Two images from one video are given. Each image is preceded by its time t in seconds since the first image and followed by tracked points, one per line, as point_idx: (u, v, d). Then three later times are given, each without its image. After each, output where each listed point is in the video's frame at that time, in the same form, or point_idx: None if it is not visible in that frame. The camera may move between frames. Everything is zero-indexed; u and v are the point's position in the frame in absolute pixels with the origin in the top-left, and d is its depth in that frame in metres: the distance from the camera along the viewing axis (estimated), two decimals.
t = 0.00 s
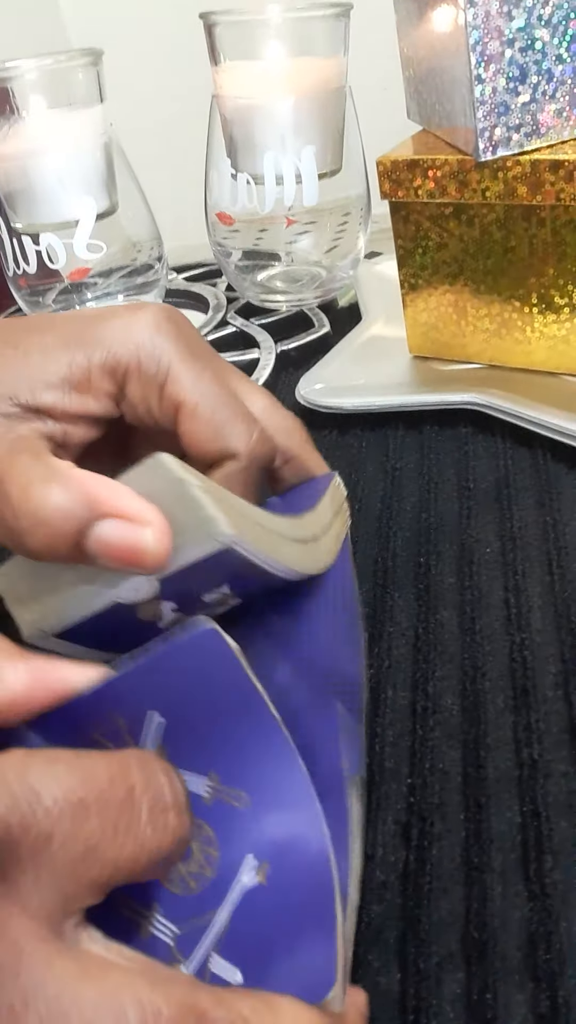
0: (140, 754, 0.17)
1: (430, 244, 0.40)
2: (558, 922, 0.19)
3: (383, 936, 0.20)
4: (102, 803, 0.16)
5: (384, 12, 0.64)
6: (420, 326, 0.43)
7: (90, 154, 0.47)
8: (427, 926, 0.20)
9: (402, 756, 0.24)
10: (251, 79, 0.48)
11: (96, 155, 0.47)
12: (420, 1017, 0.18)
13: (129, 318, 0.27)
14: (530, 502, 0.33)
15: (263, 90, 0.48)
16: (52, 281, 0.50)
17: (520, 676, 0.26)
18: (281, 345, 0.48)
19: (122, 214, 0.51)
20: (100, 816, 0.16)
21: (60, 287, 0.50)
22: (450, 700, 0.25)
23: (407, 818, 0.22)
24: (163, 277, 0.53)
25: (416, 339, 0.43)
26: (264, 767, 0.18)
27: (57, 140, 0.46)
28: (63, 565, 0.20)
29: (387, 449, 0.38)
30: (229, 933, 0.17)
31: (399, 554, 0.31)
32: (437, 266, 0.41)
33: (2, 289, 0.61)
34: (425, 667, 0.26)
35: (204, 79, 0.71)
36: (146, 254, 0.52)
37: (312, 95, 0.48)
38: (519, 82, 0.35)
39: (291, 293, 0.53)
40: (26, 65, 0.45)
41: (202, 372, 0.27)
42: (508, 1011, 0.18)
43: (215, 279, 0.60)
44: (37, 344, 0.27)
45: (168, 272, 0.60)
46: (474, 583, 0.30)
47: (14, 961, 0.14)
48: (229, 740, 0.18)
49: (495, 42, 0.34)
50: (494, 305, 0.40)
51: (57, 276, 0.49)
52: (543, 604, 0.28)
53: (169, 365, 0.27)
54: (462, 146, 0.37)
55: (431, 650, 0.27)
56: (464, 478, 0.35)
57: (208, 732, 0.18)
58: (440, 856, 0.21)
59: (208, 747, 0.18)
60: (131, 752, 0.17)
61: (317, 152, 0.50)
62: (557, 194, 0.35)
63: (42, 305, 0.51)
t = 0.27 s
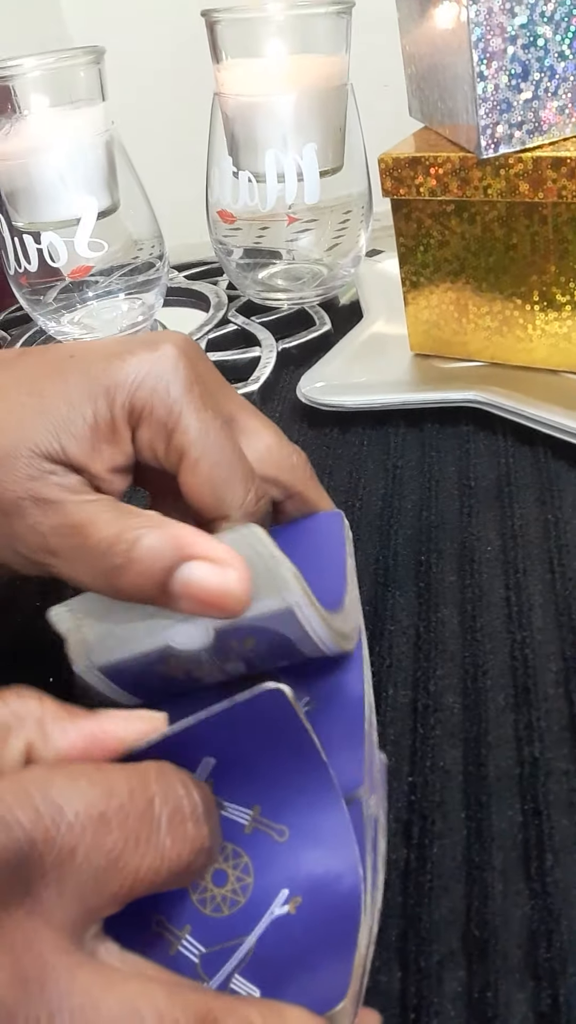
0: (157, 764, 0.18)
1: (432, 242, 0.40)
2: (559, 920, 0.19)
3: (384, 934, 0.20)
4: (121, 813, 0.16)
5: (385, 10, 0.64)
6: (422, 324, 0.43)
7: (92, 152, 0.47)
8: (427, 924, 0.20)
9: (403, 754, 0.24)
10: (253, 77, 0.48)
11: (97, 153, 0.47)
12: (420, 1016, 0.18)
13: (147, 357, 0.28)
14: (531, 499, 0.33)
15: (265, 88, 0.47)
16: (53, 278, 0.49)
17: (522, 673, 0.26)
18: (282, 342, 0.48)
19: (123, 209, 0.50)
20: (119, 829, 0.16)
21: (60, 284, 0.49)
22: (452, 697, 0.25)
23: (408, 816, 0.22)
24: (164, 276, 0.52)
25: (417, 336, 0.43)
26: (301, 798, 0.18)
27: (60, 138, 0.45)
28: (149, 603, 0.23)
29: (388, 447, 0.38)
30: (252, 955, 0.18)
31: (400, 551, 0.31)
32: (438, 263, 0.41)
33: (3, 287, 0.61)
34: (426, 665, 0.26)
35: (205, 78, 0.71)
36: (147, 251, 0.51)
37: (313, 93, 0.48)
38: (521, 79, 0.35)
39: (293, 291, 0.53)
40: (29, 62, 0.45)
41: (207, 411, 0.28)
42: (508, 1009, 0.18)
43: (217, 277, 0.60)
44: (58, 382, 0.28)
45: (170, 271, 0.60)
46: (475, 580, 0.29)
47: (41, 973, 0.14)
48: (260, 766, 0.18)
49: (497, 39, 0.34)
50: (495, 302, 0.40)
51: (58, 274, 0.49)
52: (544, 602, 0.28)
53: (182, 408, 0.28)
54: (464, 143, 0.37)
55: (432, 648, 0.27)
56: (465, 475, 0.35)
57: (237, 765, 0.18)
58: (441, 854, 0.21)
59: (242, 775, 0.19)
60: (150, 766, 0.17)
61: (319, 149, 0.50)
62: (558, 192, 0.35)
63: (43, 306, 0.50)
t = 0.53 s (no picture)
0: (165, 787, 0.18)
1: (430, 239, 0.40)
2: (558, 919, 0.19)
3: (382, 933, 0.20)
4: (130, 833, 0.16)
5: (383, 8, 0.64)
6: (420, 322, 0.43)
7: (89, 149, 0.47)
8: (426, 924, 0.20)
9: (402, 754, 0.24)
10: (250, 75, 0.47)
11: (94, 152, 0.47)
12: (419, 1016, 0.18)
13: (155, 398, 0.27)
14: (529, 497, 0.33)
15: (263, 87, 0.47)
16: (51, 278, 0.49)
17: (520, 671, 0.25)
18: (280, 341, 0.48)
19: (120, 208, 0.50)
20: (128, 849, 0.16)
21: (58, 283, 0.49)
22: (450, 696, 0.25)
23: (407, 816, 0.22)
24: (162, 274, 0.52)
25: (416, 335, 0.43)
26: (309, 808, 0.19)
27: (56, 135, 0.45)
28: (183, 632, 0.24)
29: (386, 445, 0.38)
30: (254, 969, 0.18)
31: (398, 549, 0.31)
32: (436, 261, 0.41)
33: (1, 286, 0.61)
34: (425, 664, 0.26)
35: (203, 77, 0.71)
36: (145, 250, 0.51)
37: (310, 90, 0.48)
38: (519, 76, 0.35)
39: (291, 289, 0.53)
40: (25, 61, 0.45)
41: (223, 451, 0.27)
42: (507, 1008, 0.18)
43: (215, 276, 0.59)
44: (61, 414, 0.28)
45: (168, 270, 0.60)
46: (473, 578, 0.29)
47: (49, 993, 0.14)
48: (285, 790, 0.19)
49: (494, 36, 0.34)
50: (493, 299, 0.40)
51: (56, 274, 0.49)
52: (543, 599, 0.28)
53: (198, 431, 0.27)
54: (461, 140, 0.37)
55: (430, 646, 0.27)
56: (463, 473, 0.35)
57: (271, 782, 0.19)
58: (440, 854, 0.21)
59: (258, 788, 0.19)
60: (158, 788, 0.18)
61: (317, 147, 0.50)
62: (557, 189, 0.35)
63: (42, 306, 0.50)
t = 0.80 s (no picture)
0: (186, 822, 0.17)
1: (430, 238, 0.40)
2: (559, 918, 0.19)
3: (383, 932, 0.20)
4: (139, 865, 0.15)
5: (384, 7, 0.64)
6: (420, 321, 0.42)
7: (89, 147, 0.47)
8: (426, 923, 0.20)
9: (402, 752, 0.24)
10: (251, 74, 0.47)
11: (95, 150, 0.47)
12: (419, 1015, 0.18)
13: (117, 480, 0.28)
14: (530, 496, 0.33)
15: (264, 85, 0.47)
16: (52, 276, 0.49)
17: (521, 671, 0.25)
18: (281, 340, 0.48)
19: (121, 207, 0.50)
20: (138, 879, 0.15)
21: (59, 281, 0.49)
22: (451, 695, 0.25)
23: (407, 815, 0.22)
24: (163, 273, 0.52)
25: (416, 334, 0.43)
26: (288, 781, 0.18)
27: (57, 133, 0.45)
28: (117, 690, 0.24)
29: (386, 444, 0.38)
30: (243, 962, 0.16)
31: (399, 548, 0.31)
32: (437, 260, 0.41)
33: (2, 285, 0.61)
34: (425, 663, 0.26)
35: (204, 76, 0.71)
36: (146, 249, 0.51)
37: (311, 89, 0.48)
38: (520, 75, 0.35)
39: (291, 289, 0.53)
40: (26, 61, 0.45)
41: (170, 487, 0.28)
42: (508, 1008, 0.18)
43: (215, 275, 0.59)
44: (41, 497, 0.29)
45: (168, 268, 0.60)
46: (474, 577, 0.29)
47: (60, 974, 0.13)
48: (251, 724, 0.18)
49: (496, 35, 0.34)
50: (494, 298, 0.40)
51: (57, 271, 0.49)
52: (543, 598, 0.28)
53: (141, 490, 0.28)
54: (462, 139, 0.37)
55: (431, 646, 0.27)
56: (464, 472, 0.35)
57: (231, 719, 0.18)
58: (440, 853, 0.21)
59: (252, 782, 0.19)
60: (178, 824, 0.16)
61: (317, 146, 0.50)
62: (558, 188, 0.35)
63: (42, 304, 0.50)
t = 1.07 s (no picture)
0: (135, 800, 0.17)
1: (429, 237, 0.40)
2: (558, 918, 0.19)
3: (382, 931, 0.20)
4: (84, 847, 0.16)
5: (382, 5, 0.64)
6: (419, 320, 0.42)
7: (88, 146, 0.46)
8: (426, 923, 0.20)
9: (401, 752, 0.24)
10: (250, 72, 0.47)
11: (94, 149, 0.47)
12: (419, 1015, 0.18)
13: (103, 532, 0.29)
14: (529, 495, 0.33)
15: (262, 84, 0.47)
16: (51, 275, 0.49)
17: (520, 670, 0.25)
18: (280, 338, 0.48)
19: (120, 206, 0.50)
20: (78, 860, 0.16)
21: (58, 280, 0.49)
22: (450, 695, 0.25)
23: (406, 814, 0.22)
24: (161, 271, 0.51)
25: (415, 332, 0.43)
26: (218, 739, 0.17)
27: (56, 133, 0.45)
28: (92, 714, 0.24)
29: (386, 444, 0.38)
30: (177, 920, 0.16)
31: (398, 547, 0.31)
32: (436, 259, 0.41)
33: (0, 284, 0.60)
34: (424, 662, 0.26)
35: (202, 74, 0.70)
36: (145, 247, 0.51)
37: (310, 87, 0.48)
38: (519, 74, 0.35)
39: (290, 287, 0.53)
40: (24, 59, 0.45)
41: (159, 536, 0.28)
42: (507, 1007, 0.18)
43: (214, 274, 0.59)
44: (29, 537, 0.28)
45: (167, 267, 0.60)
46: (473, 577, 0.29)
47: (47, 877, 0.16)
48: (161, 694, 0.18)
49: (495, 33, 0.34)
50: (493, 297, 0.40)
51: (56, 270, 0.49)
52: (543, 597, 0.28)
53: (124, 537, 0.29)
54: (461, 138, 0.37)
55: (430, 645, 0.27)
56: (463, 471, 0.35)
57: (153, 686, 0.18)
58: (439, 853, 0.21)
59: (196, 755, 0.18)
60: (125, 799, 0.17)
61: (316, 145, 0.49)
62: (557, 187, 0.35)
63: (41, 303, 0.50)
